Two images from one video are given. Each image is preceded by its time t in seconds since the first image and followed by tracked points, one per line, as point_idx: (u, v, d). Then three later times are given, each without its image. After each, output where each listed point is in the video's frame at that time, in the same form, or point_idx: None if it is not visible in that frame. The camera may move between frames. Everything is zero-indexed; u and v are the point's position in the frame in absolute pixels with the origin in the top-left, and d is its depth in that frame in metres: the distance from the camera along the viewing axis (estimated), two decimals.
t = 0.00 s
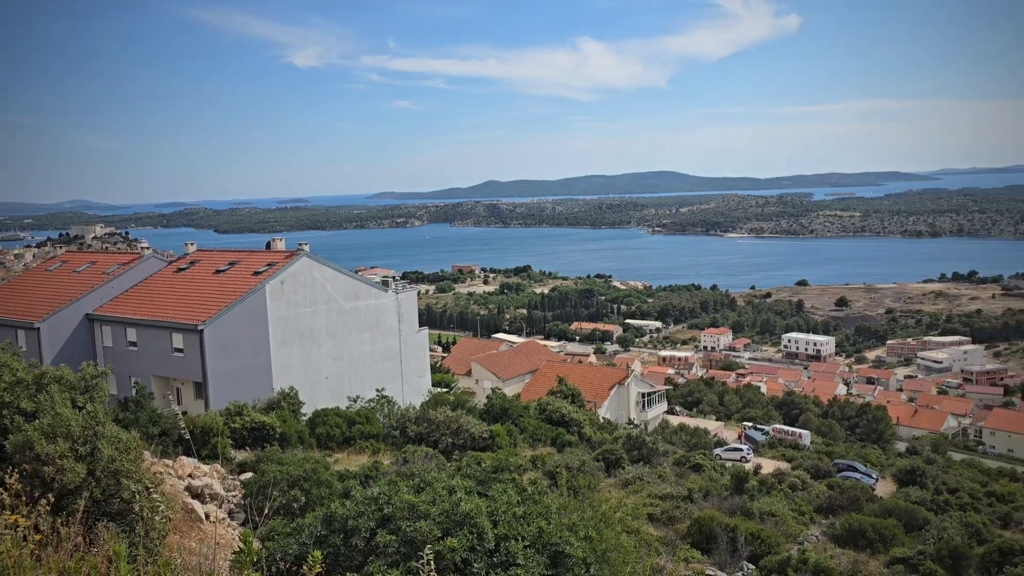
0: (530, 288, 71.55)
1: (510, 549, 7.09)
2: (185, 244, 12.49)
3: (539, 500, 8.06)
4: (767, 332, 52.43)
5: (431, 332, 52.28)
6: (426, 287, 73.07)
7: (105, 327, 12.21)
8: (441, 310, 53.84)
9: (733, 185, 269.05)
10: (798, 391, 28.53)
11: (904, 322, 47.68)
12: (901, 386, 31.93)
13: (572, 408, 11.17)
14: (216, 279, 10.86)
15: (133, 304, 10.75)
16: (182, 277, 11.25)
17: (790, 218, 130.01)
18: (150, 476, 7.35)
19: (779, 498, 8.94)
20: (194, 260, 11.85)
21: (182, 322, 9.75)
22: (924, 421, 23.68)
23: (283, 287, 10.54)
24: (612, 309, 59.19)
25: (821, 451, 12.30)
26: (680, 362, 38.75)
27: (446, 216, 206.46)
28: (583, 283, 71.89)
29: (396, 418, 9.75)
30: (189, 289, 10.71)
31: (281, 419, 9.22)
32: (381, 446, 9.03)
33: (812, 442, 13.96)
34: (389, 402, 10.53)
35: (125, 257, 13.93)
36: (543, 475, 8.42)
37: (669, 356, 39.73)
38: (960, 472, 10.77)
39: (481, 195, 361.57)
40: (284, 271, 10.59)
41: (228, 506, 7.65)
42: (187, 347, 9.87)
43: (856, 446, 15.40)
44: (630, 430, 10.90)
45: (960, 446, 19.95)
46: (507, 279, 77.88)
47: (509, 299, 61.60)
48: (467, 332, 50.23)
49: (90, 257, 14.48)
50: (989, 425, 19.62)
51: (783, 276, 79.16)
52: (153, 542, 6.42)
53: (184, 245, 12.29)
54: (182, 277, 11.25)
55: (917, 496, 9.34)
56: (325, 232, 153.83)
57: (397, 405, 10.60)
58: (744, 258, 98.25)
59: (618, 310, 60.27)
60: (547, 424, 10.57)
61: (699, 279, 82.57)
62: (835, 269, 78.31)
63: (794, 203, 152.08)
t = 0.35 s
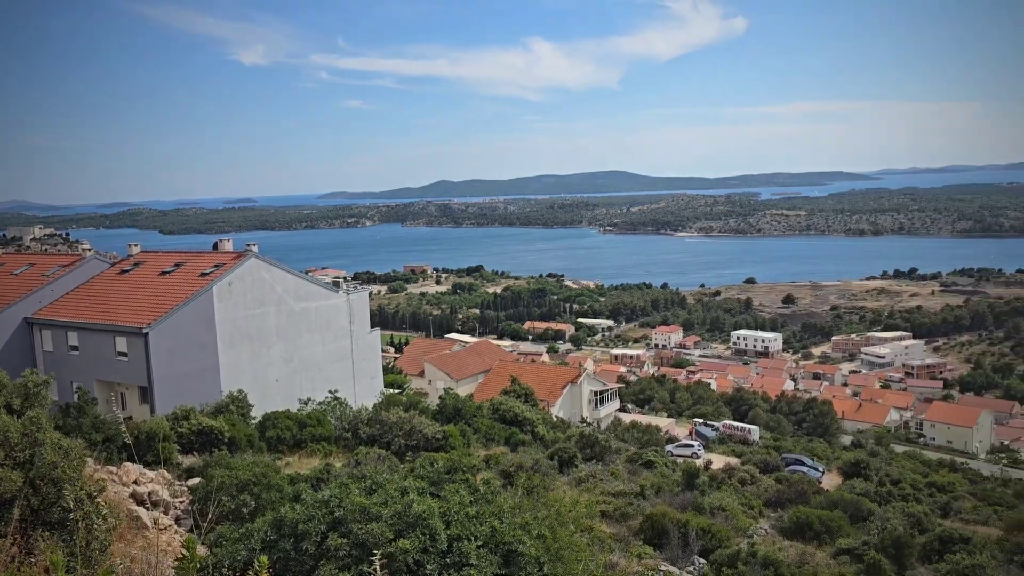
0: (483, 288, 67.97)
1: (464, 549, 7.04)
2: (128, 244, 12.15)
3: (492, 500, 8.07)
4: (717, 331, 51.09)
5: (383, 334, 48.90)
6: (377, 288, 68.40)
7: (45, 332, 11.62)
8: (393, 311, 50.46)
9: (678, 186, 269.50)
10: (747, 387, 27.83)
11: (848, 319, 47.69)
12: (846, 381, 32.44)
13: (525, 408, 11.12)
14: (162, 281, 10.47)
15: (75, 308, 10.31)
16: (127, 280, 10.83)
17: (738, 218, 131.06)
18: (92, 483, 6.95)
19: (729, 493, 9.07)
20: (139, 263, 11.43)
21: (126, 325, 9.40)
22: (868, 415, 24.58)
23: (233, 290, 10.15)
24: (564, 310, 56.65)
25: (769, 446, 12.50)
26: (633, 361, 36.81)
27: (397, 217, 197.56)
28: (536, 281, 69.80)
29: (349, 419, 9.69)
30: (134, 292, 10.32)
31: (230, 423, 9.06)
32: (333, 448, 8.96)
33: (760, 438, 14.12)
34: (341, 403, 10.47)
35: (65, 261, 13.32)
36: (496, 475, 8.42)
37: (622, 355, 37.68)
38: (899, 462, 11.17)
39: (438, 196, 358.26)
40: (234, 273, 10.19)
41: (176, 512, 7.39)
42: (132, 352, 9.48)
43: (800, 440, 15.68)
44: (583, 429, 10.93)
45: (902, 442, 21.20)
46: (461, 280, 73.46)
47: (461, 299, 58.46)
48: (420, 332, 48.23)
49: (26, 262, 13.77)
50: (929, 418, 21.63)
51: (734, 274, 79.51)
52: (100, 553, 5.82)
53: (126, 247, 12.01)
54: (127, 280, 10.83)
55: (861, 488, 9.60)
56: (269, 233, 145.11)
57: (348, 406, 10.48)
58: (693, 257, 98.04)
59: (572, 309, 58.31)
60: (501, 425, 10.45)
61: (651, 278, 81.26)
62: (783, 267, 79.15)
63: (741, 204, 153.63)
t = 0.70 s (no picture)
0: (440, 287, 64.05)
1: (421, 550, 6.89)
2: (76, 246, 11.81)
3: (449, 500, 8.03)
4: (672, 328, 48.43)
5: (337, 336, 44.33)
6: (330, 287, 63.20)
7: None
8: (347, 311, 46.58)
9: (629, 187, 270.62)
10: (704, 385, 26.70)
11: (801, 317, 48.08)
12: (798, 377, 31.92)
13: (484, 408, 11.05)
14: (111, 284, 10.25)
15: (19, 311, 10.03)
16: (74, 283, 10.57)
17: (690, 219, 131.55)
18: (36, 491, 6.64)
19: (684, 489, 9.16)
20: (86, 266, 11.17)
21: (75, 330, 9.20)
22: (819, 409, 24.41)
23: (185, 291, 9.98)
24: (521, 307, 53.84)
25: (725, 442, 12.66)
26: (589, 360, 34.81)
27: (348, 217, 187.64)
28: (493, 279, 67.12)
29: (304, 422, 9.62)
30: (82, 295, 10.08)
31: (182, 427, 8.92)
32: (289, 452, 8.87)
33: (715, 434, 14.23)
34: (297, 405, 10.39)
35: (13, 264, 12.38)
36: (454, 475, 8.42)
37: (579, 353, 35.66)
38: (849, 456, 11.50)
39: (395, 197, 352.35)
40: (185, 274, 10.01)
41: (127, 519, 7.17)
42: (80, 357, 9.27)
43: (756, 436, 15.81)
44: (541, 428, 10.97)
45: (852, 433, 22.23)
46: (417, 279, 68.80)
47: (418, 298, 54.90)
48: (376, 333, 43.55)
49: None
50: (877, 411, 22.81)
51: (688, 272, 79.40)
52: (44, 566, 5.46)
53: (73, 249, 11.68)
54: (75, 283, 10.57)
55: (813, 482, 9.80)
56: (214, 231, 136.50)
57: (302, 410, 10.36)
58: (646, 255, 97.44)
59: (528, 308, 54.13)
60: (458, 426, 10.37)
61: (605, 276, 79.68)
62: (737, 266, 79.85)
63: (694, 204, 154.26)
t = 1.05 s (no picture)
0: (393, 286, 62.51)
1: (375, 551, 6.64)
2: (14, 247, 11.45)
3: (403, 500, 7.98)
4: (626, 325, 48.13)
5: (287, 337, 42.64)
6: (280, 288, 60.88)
7: None
8: (296, 311, 44.85)
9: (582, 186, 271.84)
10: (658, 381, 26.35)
11: (751, 313, 48.69)
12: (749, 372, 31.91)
13: (439, 407, 10.98)
14: (51, 286, 9.95)
15: None
16: (13, 285, 10.24)
17: (642, 216, 132.31)
18: None
19: (638, 485, 9.26)
20: (25, 269, 10.80)
21: (14, 332, 8.91)
22: (769, 403, 24.46)
23: (129, 293, 9.75)
24: (476, 306, 52.73)
25: (677, 438, 12.79)
26: (544, 357, 34.08)
27: (301, 216, 182.77)
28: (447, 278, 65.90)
29: (255, 424, 9.55)
30: (23, 298, 9.76)
31: (129, 431, 8.76)
32: (241, 455, 8.81)
33: (668, 430, 14.31)
34: (247, 407, 10.27)
35: None
36: (407, 475, 8.42)
37: (534, 351, 34.92)
38: (797, 449, 11.77)
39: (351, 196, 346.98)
40: (130, 274, 9.81)
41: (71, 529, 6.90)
42: (20, 359, 8.97)
43: (708, 431, 16.01)
44: (496, 427, 11.00)
45: (803, 427, 22.62)
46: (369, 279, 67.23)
47: (370, 298, 53.54)
48: (328, 334, 42.18)
49: None
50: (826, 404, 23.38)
51: (641, 270, 79.71)
52: None
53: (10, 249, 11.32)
54: (13, 285, 10.24)
55: (763, 475, 10.00)
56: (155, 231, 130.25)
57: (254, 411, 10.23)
58: (599, 253, 97.43)
59: (482, 306, 53.53)
60: (413, 426, 10.29)
61: (559, 275, 79.13)
62: (689, 265, 80.63)
63: (647, 202, 155.53)
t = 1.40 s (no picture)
0: (348, 284, 61.43)
1: (331, 551, 6.43)
2: None
3: (360, 500, 7.89)
4: (583, 321, 48.00)
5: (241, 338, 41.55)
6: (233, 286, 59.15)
7: None
8: (248, 311, 43.62)
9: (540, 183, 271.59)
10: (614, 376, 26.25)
11: (706, 307, 49.20)
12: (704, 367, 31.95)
13: (396, 406, 10.90)
14: None
15: None
16: None
17: (598, 212, 132.89)
18: None
19: (596, 480, 9.34)
20: None
21: None
22: (723, 398, 24.29)
23: (74, 295, 9.49)
24: (432, 304, 51.99)
25: (634, 433, 12.89)
26: (502, 354, 33.80)
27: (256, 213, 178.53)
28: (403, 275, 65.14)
29: (209, 425, 9.42)
30: None
31: (76, 436, 8.53)
32: (194, 456, 8.71)
33: (626, 425, 14.39)
34: (200, 408, 10.13)
35: None
36: (364, 475, 8.39)
37: (492, 349, 34.59)
38: (750, 441, 11.98)
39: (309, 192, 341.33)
40: (75, 274, 9.55)
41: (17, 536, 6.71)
42: None
43: (663, 426, 16.17)
44: (454, 424, 11.00)
45: (756, 420, 22.52)
46: (325, 277, 65.92)
47: (325, 297, 52.45)
48: (283, 333, 41.20)
49: None
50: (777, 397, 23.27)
51: (597, 266, 80.03)
52: None
53: None
54: None
55: (718, 467, 10.17)
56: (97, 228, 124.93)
57: (207, 413, 10.08)
58: (555, 250, 97.32)
59: (440, 304, 53.02)
60: (371, 426, 10.22)
61: (516, 271, 78.79)
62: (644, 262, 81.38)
63: (604, 199, 156.35)
